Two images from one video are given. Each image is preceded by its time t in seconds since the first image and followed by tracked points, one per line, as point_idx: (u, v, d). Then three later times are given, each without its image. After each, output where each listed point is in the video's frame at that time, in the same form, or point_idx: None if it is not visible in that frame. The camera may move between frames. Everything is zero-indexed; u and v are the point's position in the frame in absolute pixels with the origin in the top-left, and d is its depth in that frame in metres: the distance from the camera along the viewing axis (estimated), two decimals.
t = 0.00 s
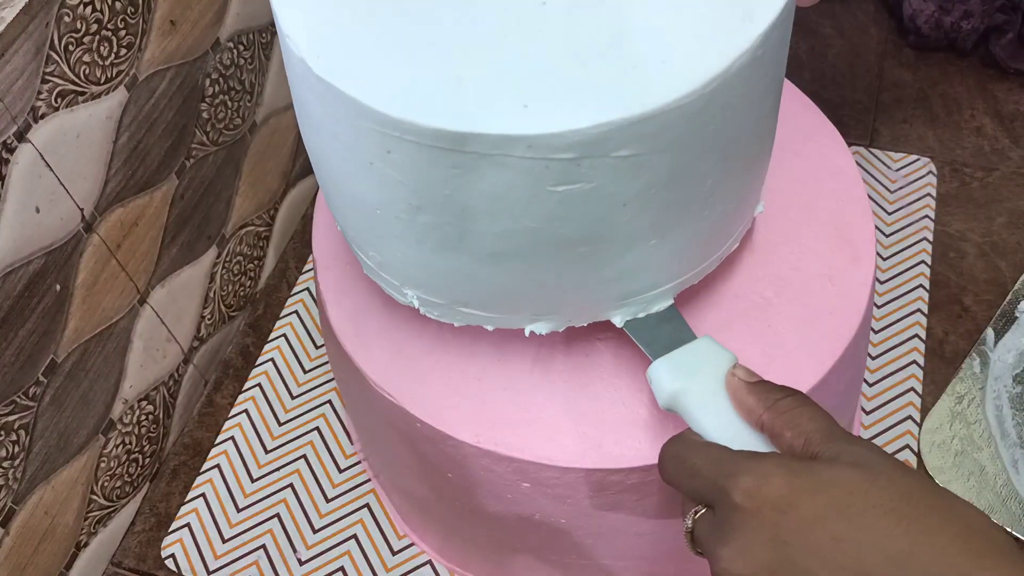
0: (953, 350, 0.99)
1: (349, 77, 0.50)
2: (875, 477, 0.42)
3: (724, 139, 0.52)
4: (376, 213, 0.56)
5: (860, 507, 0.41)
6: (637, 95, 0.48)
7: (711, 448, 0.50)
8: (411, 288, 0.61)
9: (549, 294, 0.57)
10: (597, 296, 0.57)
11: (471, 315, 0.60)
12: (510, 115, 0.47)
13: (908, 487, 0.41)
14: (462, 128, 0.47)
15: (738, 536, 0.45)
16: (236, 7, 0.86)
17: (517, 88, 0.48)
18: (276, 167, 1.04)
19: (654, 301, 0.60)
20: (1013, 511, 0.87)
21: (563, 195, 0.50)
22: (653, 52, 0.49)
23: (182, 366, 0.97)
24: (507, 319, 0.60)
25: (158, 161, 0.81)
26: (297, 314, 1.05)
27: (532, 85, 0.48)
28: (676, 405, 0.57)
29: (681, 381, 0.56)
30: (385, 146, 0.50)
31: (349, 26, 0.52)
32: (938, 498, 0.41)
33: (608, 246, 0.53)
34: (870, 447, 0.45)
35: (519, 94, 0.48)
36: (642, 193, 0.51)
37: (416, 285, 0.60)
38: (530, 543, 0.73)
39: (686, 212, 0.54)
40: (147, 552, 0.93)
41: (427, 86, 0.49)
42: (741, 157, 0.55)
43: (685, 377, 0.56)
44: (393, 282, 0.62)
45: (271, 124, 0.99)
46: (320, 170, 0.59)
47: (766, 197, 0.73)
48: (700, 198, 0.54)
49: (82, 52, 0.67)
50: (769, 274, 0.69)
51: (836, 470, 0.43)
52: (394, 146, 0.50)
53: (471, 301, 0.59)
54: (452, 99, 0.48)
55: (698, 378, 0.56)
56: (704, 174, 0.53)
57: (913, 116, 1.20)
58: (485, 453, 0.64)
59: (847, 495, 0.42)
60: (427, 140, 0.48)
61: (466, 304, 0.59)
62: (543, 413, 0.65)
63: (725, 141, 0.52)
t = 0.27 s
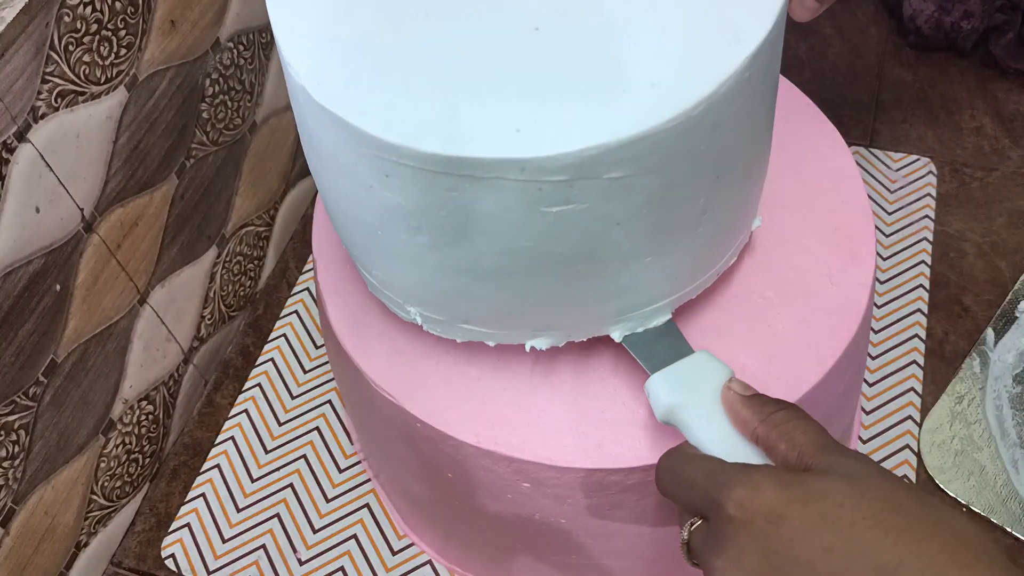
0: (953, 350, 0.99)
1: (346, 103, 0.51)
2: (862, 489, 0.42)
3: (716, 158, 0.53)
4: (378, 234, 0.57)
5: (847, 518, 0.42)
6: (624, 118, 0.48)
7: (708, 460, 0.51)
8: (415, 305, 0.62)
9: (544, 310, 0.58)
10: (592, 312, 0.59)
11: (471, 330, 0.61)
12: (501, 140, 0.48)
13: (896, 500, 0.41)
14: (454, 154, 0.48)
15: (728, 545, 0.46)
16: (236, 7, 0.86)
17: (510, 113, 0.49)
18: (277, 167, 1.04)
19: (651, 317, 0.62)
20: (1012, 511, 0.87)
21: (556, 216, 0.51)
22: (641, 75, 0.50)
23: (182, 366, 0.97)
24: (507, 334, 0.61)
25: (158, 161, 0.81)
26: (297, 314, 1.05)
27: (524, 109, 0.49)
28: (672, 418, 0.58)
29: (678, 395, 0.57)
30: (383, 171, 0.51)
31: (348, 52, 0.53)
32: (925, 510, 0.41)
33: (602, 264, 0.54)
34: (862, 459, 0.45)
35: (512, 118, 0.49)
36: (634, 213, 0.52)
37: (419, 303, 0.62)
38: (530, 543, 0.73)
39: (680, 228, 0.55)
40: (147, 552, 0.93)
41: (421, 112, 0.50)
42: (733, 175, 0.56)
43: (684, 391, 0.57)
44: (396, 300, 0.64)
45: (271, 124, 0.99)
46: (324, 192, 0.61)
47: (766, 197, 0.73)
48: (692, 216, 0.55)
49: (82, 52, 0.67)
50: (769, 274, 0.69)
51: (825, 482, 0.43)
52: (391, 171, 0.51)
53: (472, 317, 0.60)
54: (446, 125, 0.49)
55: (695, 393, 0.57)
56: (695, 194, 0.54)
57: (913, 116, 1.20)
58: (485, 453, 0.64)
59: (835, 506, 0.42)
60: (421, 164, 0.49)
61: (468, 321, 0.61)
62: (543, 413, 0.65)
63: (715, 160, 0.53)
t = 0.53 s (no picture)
0: (953, 350, 0.99)
1: (341, 119, 0.51)
2: (853, 490, 0.42)
3: (708, 165, 0.53)
4: (380, 246, 0.58)
5: (838, 518, 0.42)
6: (612, 131, 0.49)
7: (705, 463, 0.51)
8: (417, 315, 0.63)
9: (541, 319, 0.58)
10: (587, 320, 0.59)
11: (472, 339, 0.62)
12: (492, 154, 0.49)
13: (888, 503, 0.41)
14: (446, 168, 0.48)
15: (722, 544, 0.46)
16: (236, 7, 0.86)
17: (501, 126, 0.49)
18: (277, 167, 1.04)
19: (649, 323, 0.62)
20: (1011, 511, 0.87)
21: (547, 226, 0.51)
22: (633, 85, 0.50)
23: (182, 366, 0.97)
24: (507, 342, 0.62)
25: (158, 162, 0.81)
26: (297, 314, 1.05)
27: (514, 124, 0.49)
28: (669, 423, 0.58)
29: (676, 400, 0.57)
30: (379, 185, 0.52)
31: (342, 68, 0.53)
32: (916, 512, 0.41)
33: (595, 271, 0.55)
34: (854, 462, 0.45)
35: (502, 132, 0.49)
36: (624, 222, 0.52)
37: (421, 312, 0.62)
38: (530, 543, 0.73)
39: (671, 238, 0.55)
40: (147, 552, 0.93)
41: (413, 127, 0.50)
42: (725, 183, 0.56)
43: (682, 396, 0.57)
44: (399, 310, 0.65)
45: (271, 124, 0.99)
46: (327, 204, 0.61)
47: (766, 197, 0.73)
48: (683, 224, 0.55)
49: (82, 52, 0.67)
50: (769, 274, 0.69)
51: (817, 484, 0.44)
52: (388, 185, 0.52)
53: (472, 327, 0.61)
54: (437, 140, 0.49)
55: (691, 398, 0.57)
56: (686, 202, 0.54)
57: (913, 116, 1.20)
58: (485, 453, 0.64)
59: (826, 506, 0.42)
60: (414, 179, 0.50)
61: (469, 330, 0.62)
62: (543, 413, 0.65)
63: (707, 168, 0.53)
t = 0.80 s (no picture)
0: (954, 350, 0.99)
1: (338, 130, 0.52)
2: (850, 490, 0.42)
3: (704, 171, 0.53)
4: (382, 254, 0.58)
5: (835, 518, 0.42)
6: (607, 140, 0.49)
7: (703, 465, 0.51)
8: (420, 320, 0.64)
9: (540, 324, 0.59)
10: (585, 326, 0.59)
11: (477, 345, 0.63)
12: (487, 165, 0.49)
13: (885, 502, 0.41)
14: (442, 180, 0.49)
15: (720, 543, 0.46)
16: (236, 7, 0.86)
17: (498, 138, 0.49)
18: (277, 167, 1.04)
19: (648, 327, 0.62)
20: (1011, 512, 0.87)
21: (544, 235, 0.51)
22: (631, 93, 0.50)
23: (182, 366, 0.97)
24: (509, 347, 0.62)
25: (157, 162, 0.81)
26: (297, 314, 1.05)
27: (509, 134, 0.49)
28: (668, 424, 0.58)
29: (675, 402, 0.57)
30: (379, 197, 0.52)
31: (339, 78, 0.53)
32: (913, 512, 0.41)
33: (592, 277, 0.55)
34: (851, 463, 0.45)
35: (497, 142, 0.49)
36: (620, 228, 0.52)
37: (423, 318, 0.63)
38: (530, 543, 0.73)
39: (670, 241, 0.56)
40: (147, 552, 0.93)
41: (409, 137, 0.50)
42: (722, 188, 0.56)
43: (682, 397, 0.57)
44: (402, 315, 0.66)
45: (271, 125, 0.99)
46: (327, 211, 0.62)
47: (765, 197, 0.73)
48: (681, 230, 0.55)
49: (82, 52, 0.67)
50: (769, 274, 0.69)
51: (814, 484, 0.44)
52: (387, 197, 0.52)
53: (474, 333, 0.61)
54: (433, 151, 0.50)
55: (690, 400, 0.57)
56: (681, 208, 0.54)
57: (913, 116, 1.20)
58: (485, 453, 0.64)
59: (823, 506, 0.42)
60: (413, 189, 0.50)
61: (473, 337, 0.62)
62: (543, 414, 0.65)
63: (703, 173, 0.53)
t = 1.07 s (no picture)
0: (954, 350, 0.99)
1: (339, 128, 0.52)
2: (849, 489, 0.42)
3: (704, 173, 0.53)
4: (382, 253, 0.58)
5: (835, 518, 0.42)
6: (609, 139, 0.49)
7: (703, 465, 0.51)
8: (420, 319, 0.64)
9: (541, 324, 0.59)
10: (587, 325, 0.59)
11: (480, 345, 0.63)
12: (488, 164, 0.49)
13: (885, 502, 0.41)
14: (444, 179, 0.49)
15: (720, 543, 0.46)
16: (236, 7, 0.86)
17: (500, 136, 0.49)
18: (277, 167, 1.04)
19: (649, 326, 0.62)
20: (1011, 512, 0.87)
21: (546, 234, 0.51)
22: (633, 92, 0.50)
23: (182, 366, 0.97)
24: (510, 348, 0.62)
25: (157, 162, 0.81)
26: (297, 314, 1.05)
27: (510, 134, 0.49)
28: (669, 425, 0.58)
29: (676, 403, 0.57)
30: (380, 195, 0.52)
31: (341, 78, 0.53)
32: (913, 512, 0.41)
33: (593, 277, 0.55)
34: (852, 463, 0.46)
35: (498, 142, 0.49)
36: (622, 229, 0.52)
37: (424, 317, 0.63)
38: (530, 543, 0.73)
39: (671, 243, 0.56)
40: (147, 552, 0.93)
41: (410, 137, 0.50)
42: (722, 189, 0.56)
43: (682, 399, 0.57)
44: (404, 316, 0.66)
45: (271, 125, 0.99)
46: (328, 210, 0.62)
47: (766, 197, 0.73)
48: (681, 232, 0.55)
49: (82, 52, 0.67)
50: (769, 274, 0.69)
51: (814, 484, 0.44)
52: (387, 195, 0.52)
53: (476, 332, 0.61)
54: (435, 150, 0.50)
55: (690, 401, 0.57)
56: (682, 209, 0.54)
57: (913, 116, 1.20)
58: (485, 453, 0.64)
59: (823, 505, 0.42)
60: (414, 188, 0.50)
61: (475, 336, 0.62)
62: (543, 413, 0.65)
63: (704, 175, 0.53)
